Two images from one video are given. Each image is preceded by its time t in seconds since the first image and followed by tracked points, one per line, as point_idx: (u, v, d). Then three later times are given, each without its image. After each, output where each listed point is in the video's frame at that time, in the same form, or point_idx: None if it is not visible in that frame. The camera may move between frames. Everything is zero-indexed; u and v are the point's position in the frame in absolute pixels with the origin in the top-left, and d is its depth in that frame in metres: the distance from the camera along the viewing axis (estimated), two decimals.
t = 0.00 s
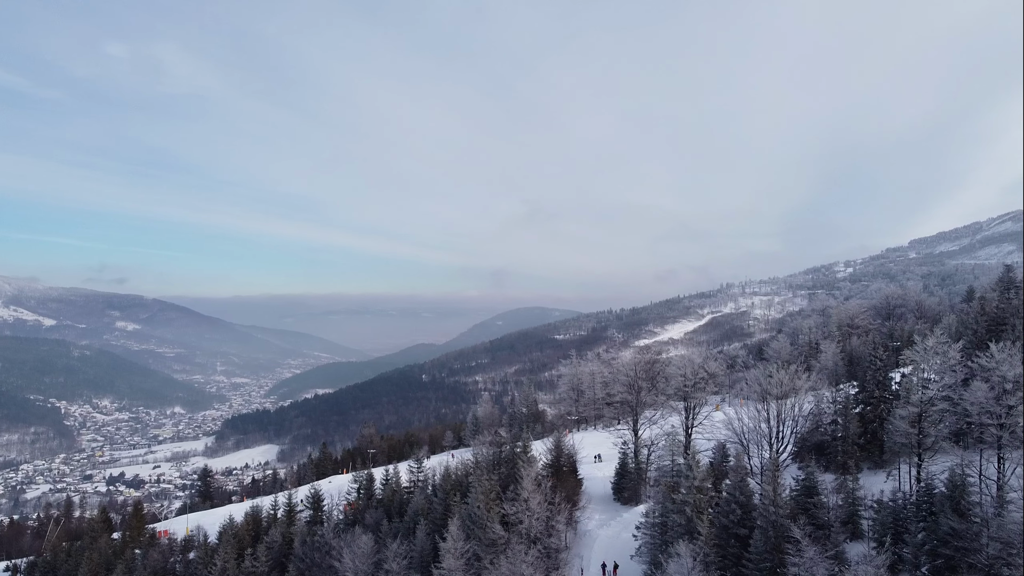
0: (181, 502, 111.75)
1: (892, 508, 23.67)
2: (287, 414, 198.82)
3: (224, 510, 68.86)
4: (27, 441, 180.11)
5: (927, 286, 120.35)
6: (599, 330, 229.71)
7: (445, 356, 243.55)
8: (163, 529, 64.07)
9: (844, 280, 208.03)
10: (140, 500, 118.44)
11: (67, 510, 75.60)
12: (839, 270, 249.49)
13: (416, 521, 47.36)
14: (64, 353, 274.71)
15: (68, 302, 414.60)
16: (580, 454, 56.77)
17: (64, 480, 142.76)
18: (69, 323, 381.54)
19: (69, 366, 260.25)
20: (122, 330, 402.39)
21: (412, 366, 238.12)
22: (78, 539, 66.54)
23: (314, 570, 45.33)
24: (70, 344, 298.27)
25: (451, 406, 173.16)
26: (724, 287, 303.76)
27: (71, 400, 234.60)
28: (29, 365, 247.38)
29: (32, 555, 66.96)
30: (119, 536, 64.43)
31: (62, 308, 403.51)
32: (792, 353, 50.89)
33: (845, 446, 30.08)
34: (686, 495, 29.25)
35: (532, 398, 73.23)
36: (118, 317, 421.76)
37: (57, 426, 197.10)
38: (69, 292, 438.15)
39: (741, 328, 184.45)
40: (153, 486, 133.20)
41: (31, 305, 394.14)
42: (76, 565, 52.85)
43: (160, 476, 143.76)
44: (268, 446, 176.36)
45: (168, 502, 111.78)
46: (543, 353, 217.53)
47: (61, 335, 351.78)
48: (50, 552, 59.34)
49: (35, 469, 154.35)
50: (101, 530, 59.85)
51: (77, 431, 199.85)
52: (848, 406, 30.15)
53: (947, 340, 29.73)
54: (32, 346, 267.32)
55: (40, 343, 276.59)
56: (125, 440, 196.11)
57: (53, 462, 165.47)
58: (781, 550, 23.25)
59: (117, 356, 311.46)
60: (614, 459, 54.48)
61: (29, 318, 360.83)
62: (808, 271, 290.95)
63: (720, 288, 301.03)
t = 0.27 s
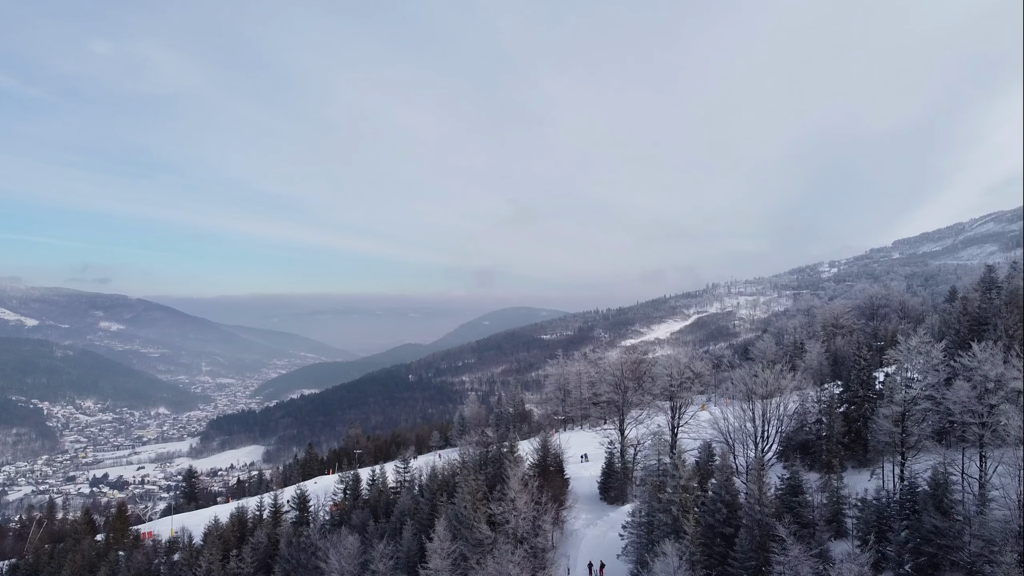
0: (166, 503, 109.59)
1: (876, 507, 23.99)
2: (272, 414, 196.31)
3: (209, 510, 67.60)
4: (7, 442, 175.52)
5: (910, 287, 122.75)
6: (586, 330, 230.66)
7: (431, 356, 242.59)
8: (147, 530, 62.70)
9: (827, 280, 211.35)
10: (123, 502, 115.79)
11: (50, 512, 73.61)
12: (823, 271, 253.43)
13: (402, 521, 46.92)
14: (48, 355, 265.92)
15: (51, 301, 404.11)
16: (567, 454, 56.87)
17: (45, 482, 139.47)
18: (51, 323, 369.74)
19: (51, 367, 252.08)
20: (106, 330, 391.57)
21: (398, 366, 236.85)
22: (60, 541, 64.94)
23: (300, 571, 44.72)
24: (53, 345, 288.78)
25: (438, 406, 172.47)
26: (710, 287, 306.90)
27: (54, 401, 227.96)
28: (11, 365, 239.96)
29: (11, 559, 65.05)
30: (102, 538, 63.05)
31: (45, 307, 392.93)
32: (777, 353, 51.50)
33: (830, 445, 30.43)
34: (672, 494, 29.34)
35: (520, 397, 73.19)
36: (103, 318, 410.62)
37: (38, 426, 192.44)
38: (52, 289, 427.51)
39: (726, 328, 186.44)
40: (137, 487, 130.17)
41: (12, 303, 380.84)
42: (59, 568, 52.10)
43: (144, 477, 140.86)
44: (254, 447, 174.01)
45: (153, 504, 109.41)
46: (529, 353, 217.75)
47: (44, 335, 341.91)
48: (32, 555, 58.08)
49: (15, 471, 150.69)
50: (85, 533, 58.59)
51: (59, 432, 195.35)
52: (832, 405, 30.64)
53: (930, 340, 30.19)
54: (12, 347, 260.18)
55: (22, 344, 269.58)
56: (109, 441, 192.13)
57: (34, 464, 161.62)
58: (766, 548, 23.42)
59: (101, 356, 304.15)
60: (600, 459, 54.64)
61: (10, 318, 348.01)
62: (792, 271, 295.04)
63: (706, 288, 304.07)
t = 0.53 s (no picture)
0: (150, 504, 107.36)
1: (860, 505, 24.28)
2: (258, 415, 193.77)
3: (195, 511, 66.36)
4: None
5: (893, 287, 125.03)
6: (573, 330, 231.16)
7: (418, 356, 241.38)
8: (130, 532, 61.48)
9: (812, 281, 214.26)
10: (106, 503, 113.16)
11: (32, 514, 71.69)
12: (807, 272, 256.90)
13: (389, 521, 46.43)
14: (29, 356, 260.46)
15: (33, 303, 395.32)
16: (553, 453, 56.78)
17: (26, 484, 136.27)
18: (32, 323, 361.88)
19: (33, 368, 247.02)
20: (89, 331, 383.77)
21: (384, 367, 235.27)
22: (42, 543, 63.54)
23: (285, 572, 44.14)
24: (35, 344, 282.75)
25: (425, 406, 171.40)
26: (696, 287, 309.69)
27: (36, 402, 223.28)
28: None
29: None
30: (84, 540, 61.69)
31: (26, 306, 384.25)
32: (762, 352, 51.98)
33: (814, 443, 30.78)
34: (658, 494, 29.40)
35: (506, 397, 72.93)
36: (86, 318, 401.92)
37: (19, 428, 188.16)
38: (33, 289, 417.44)
39: (712, 327, 188.21)
40: (121, 488, 127.43)
41: None
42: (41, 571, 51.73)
43: (127, 478, 138.02)
44: (238, 447, 171.49)
45: (137, 505, 107.14)
46: (516, 353, 217.61)
47: (25, 335, 334.68)
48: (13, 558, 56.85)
49: None
50: (67, 534, 57.40)
51: (41, 433, 191.17)
52: (816, 404, 30.98)
53: (912, 340, 30.70)
54: None
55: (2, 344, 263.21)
56: (92, 442, 188.46)
57: (15, 466, 157.90)
58: (751, 547, 23.59)
59: (83, 356, 298.14)
60: (586, 458, 54.67)
61: None
62: (777, 272, 299.01)
63: (692, 288, 306.72)
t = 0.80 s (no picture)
0: (134, 506, 104.94)
1: (845, 503, 24.54)
2: (244, 415, 191.14)
3: (180, 512, 65.02)
4: None
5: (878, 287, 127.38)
6: (559, 330, 231.57)
7: (405, 356, 240.06)
8: (114, 533, 60.00)
9: (796, 281, 217.29)
10: (88, 505, 110.35)
11: (15, 515, 69.67)
12: (792, 273, 260.46)
13: (375, 522, 45.95)
14: (8, 356, 254.57)
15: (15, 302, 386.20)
16: (540, 453, 56.67)
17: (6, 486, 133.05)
18: (11, 322, 353.01)
19: (13, 369, 241.73)
20: (72, 330, 373.70)
21: (371, 367, 233.57)
22: (23, 546, 61.99)
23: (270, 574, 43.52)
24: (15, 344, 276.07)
25: (411, 406, 170.23)
26: (683, 288, 312.62)
27: (17, 403, 218.36)
28: None
29: None
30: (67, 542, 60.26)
31: (5, 306, 375.24)
32: (748, 352, 52.45)
33: (799, 443, 31.08)
34: (644, 493, 29.44)
35: (493, 397, 72.64)
36: (69, 317, 391.82)
37: None
38: (14, 288, 408.02)
39: (698, 328, 190.01)
40: (104, 490, 124.49)
41: None
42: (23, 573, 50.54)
43: (111, 479, 135.12)
44: (223, 448, 168.79)
45: (120, 507, 104.70)
46: (503, 353, 217.44)
47: (5, 335, 327.06)
48: None
49: None
50: (50, 537, 56.07)
51: (21, 434, 186.93)
52: (802, 403, 31.27)
53: (896, 340, 31.12)
54: None
55: None
56: (75, 443, 184.95)
57: None
58: (737, 546, 23.73)
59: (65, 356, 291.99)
60: (573, 458, 54.67)
61: None
62: (762, 273, 302.85)
63: (678, 288, 309.45)
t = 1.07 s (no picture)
0: (117, 507, 102.42)
1: (829, 502, 24.79)
2: (229, 415, 188.41)
3: (165, 514, 63.64)
4: None
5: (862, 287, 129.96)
6: (546, 330, 231.70)
7: (392, 356, 238.51)
8: (97, 535, 58.48)
9: (781, 281, 220.32)
10: (71, 507, 107.47)
11: None
12: (777, 273, 263.84)
13: (361, 522, 45.42)
14: None
15: None
16: (527, 453, 56.52)
17: None
18: None
19: None
20: (54, 330, 363.99)
21: (357, 367, 231.67)
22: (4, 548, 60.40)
23: None
24: None
25: (397, 407, 168.89)
26: (670, 288, 315.55)
27: None
28: None
29: None
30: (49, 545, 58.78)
31: None
32: (733, 352, 52.88)
33: (784, 442, 31.38)
34: (630, 493, 29.49)
35: (479, 397, 72.29)
36: (51, 317, 381.65)
37: None
38: None
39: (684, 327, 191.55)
40: (87, 492, 121.50)
41: None
42: None
43: (94, 481, 132.29)
44: (208, 449, 165.97)
45: (103, 509, 102.04)
46: (490, 353, 217.00)
47: None
48: None
49: None
50: (33, 538, 54.62)
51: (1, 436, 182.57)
52: (787, 402, 31.59)
53: (880, 340, 31.53)
54: None
55: None
56: (57, 444, 181.49)
57: None
58: (722, 544, 23.81)
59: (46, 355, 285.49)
60: (559, 458, 54.64)
61: None
62: (747, 273, 306.82)
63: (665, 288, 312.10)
